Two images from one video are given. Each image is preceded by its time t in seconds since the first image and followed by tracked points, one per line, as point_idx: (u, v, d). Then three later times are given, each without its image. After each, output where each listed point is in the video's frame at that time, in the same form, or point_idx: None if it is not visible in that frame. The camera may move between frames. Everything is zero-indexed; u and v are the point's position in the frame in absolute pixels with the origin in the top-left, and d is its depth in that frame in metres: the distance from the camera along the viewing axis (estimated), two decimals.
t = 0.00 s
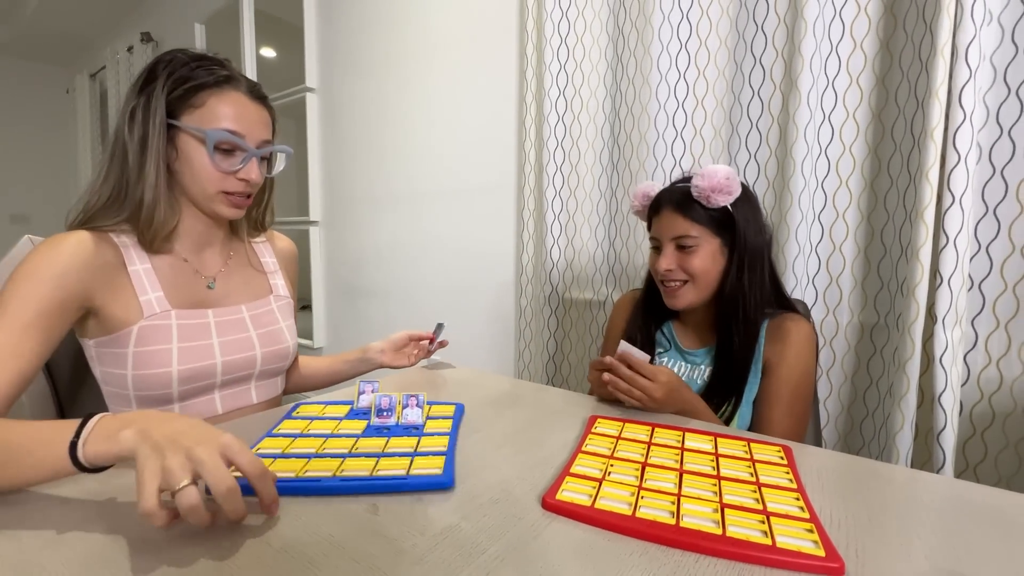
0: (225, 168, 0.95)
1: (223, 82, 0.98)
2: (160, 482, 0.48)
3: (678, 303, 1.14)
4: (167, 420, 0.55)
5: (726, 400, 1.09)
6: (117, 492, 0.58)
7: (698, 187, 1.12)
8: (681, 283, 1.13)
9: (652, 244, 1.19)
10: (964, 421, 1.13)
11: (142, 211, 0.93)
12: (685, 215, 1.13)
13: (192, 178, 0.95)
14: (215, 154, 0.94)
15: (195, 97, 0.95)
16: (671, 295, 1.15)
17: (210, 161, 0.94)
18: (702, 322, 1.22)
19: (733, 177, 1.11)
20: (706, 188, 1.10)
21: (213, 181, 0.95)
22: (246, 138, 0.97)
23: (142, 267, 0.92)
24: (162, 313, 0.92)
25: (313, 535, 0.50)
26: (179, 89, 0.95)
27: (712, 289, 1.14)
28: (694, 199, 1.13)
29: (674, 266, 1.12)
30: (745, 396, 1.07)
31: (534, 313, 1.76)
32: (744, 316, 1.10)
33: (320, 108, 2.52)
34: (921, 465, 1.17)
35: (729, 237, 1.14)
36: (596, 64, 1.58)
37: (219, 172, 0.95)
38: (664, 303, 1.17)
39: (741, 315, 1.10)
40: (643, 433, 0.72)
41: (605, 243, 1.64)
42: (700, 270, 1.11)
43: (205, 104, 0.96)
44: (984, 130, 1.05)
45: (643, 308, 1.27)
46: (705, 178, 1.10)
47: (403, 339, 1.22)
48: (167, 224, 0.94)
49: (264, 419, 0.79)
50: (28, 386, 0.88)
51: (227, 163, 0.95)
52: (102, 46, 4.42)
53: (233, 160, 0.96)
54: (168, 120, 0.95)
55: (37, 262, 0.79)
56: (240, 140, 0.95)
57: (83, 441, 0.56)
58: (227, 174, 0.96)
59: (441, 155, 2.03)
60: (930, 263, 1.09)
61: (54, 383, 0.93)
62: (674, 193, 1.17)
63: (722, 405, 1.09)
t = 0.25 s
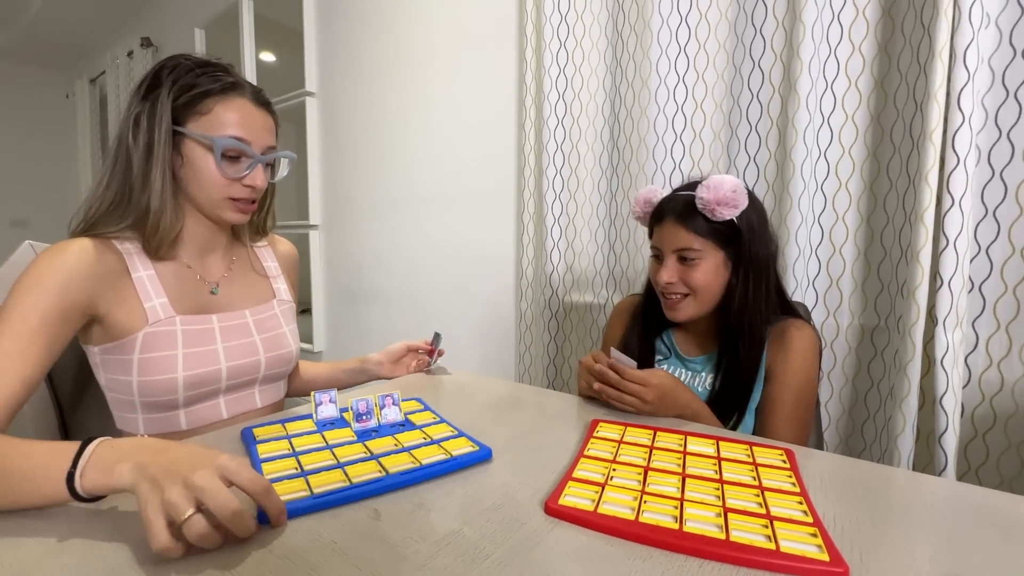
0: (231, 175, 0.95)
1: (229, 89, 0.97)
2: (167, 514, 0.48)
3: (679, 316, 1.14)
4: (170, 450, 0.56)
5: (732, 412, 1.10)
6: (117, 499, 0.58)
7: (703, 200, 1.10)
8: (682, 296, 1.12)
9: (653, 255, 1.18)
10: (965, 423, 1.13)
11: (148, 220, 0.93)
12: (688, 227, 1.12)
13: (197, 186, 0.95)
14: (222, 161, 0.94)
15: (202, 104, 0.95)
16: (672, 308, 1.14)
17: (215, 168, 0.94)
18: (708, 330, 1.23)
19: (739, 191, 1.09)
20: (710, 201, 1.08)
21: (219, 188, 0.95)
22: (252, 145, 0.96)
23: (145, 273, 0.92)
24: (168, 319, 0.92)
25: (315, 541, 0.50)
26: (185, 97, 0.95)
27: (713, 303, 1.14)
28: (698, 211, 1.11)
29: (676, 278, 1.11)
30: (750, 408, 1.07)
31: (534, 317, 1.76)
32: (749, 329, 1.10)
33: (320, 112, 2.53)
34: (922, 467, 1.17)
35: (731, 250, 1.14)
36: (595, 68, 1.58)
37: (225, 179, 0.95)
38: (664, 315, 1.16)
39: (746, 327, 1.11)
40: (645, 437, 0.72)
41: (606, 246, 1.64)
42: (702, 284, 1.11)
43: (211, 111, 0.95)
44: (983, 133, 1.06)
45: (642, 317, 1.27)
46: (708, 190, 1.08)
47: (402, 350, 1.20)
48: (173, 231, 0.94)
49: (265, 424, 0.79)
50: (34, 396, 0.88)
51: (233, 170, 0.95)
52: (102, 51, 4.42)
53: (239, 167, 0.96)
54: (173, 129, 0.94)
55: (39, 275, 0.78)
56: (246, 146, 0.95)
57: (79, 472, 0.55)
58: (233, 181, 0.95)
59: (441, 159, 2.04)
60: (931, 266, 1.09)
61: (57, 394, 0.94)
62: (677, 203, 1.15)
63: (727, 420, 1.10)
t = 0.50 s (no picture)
0: (236, 181, 0.95)
1: (233, 94, 0.97)
2: (178, 527, 0.48)
3: (673, 333, 1.12)
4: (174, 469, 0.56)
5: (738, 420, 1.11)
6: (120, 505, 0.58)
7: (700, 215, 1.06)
8: (677, 314, 1.11)
9: (648, 269, 1.15)
10: (969, 425, 1.12)
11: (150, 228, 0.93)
12: (683, 244, 1.09)
13: (202, 193, 0.95)
14: (227, 167, 0.94)
15: (206, 110, 0.95)
16: (667, 324, 1.12)
17: (220, 175, 0.94)
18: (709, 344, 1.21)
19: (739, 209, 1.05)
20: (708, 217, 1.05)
21: (224, 196, 0.95)
22: (257, 150, 0.96)
23: (146, 279, 0.92)
24: (168, 325, 0.92)
25: (319, 547, 0.49)
26: (189, 104, 0.94)
27: (708, 321, 1.12)
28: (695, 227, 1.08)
29: (671, 296, 1.09)
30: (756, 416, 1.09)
31: (536, 319, 1.76)
32: (749, 350, 1.08)
33: (321, 115, 2.53)
34: (926, 469, 1.17)
35: (728, 267, 1.11)
36: (596, 71, 1.58)
37: (230, 186, 0.95)
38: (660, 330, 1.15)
39: (748, 347, 1.08)
40: (648, 440, 0.71)
41: (607, 249, 1.64)
42: (697, 302, 1.09)
43: (216, 117, 0.95)
44: (984, 135, 1.06)
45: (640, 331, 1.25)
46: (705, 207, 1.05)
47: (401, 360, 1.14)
48: (175, 237, 0.94)
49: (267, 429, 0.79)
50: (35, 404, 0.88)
51: (238, 176, 0.95)
52: (103, 55, 4.43)
53: (244, 172, 0.95)
54: (177, 136, 0.94)
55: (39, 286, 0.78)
56: (251, 152, 0.95)
57: (85, 491, 0.54)
58: (238, 187, 0.95)
59: (442, 162, 2.04)
60: (933, 267, 1.09)
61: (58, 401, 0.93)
62: (673, 216, 1.12)
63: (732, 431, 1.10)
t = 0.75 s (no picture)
0: (245, 182, 0.95)
1: (234, 93, 0.97)
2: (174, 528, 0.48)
3: (669, 341, 1.12)
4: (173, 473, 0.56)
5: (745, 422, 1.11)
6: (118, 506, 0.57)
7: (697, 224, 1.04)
8: (673, 322, 1.10)
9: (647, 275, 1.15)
10: (973, 426, 1.12)
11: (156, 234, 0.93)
12: (681, 252, 1.08)
13: (210, 197, 0.95)
14: (235, 169, 0.94)
15: (209, 111, 0.94)
16: (663, 332, 1.12)
17: (229, 177, 0.94)
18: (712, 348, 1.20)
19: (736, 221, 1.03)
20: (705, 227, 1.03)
21: (234, 198, 0.95)
22: (263, 150, 0.96)
23: (146, 282, 0.92)
24: (169, 329, 0.91)
25: (317, 549, 0.49)
26: (191, 106, 0.94)
27: (705, 331, 1.11)
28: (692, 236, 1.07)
29: (667, 305, 1.09)
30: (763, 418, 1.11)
31: (537, 320, 1.76)
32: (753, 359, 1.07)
33: (321, 117, 2.53)
34: (930, 470, 1.16)
35: (726, 276, 1.10)
36: (596, 71, 1.58)
37: (239, 188, 0.94)
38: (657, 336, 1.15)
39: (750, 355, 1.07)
40: (649, 441, 0.71)
41: (607, 249, 1.63)
42: (693, 312, 1.08)
43: (220, 119, 0.95)
44: (987, 134, 1.05)
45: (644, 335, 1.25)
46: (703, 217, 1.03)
47: (399, 363, 1.12)
48: (181, 245, 0.94)
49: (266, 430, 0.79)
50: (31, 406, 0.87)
51: (247, 177, 0.95)
52: (104, 58, 4.44)
53: (252, 173, 0.95)
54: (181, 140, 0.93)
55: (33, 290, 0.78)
56: (258, 152, 0.95)
57: (82, 496, 0.54)
58: (247, 189, 0.95)
59: (442, 163, 2.03)
60: (936, 267, 1.08)
61: (56, 401, 0.93)
62: (672, 223, 1.12)
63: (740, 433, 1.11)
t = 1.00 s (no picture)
0: (256, 187, 0.94)
1: (242, 97, 0.97)
2: (177, 533, 0.48)
3: (664, 346, 1.12)
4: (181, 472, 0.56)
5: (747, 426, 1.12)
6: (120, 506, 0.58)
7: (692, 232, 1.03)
8: (668, 327, 1.10)
9: (644, 279, 1.15)
10: (974, 428, 1.11)
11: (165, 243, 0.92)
12: (675, 258, 1.07)
13: (221, 203, 0.95)
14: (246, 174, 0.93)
15: (218, 116, 0.94)
16: (657, 337, 1.12)
17: (239, 182, 0.93)
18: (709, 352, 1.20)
19: (733, 227, 1.03)
20: (700, 235, 1.02)
21: (244, 203, 0.95)
22: (272, 154, 0.96)
23: (151, 285, 0.92)
24: (173, 334, 0.91)
25: (318, 550, 0.49)
26: (199, 112, 0.94)
27: (699, 338, 1.10)
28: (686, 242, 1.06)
29: (662, 310, 1.08)
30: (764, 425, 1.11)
31: (538, 322, 1.76)
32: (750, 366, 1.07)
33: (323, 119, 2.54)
34: (932, 473, 1.16)
35: (721, 283, 1.08)
36: (597, 73, 1.58)
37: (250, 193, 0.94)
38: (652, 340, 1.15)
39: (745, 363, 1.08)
40: (650, 443, 0.71)
41: (608, 251, 1.64)
42: (687, 318, 1.07)
43: (229, 123, 0.94)
44: (988, 136, 1.05)
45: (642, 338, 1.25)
46: (696, 224, 1.02)
47: (401, 366, 1.12)
48: (192, 255, 0.94)
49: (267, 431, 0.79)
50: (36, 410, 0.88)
51: (257, 181, 0.95)
52: (107, 60, 4.45)
53: (262, 178, 0.95)
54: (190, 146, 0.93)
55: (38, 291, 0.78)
56: (267, 156, 0.94)
57: (95, 497, 0.54)
58: (258, 194, 0.95)
59: (443, 165, 2.04)
60: (937, 269, 1.08)
61: (59, 405, 0.95)
62: (668, 228, 1.11)
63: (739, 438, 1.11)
